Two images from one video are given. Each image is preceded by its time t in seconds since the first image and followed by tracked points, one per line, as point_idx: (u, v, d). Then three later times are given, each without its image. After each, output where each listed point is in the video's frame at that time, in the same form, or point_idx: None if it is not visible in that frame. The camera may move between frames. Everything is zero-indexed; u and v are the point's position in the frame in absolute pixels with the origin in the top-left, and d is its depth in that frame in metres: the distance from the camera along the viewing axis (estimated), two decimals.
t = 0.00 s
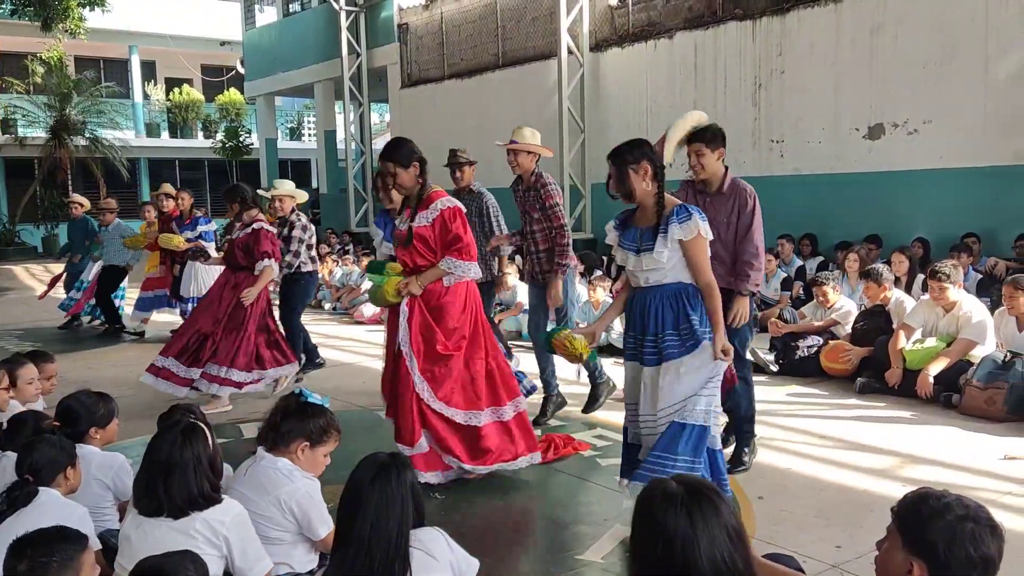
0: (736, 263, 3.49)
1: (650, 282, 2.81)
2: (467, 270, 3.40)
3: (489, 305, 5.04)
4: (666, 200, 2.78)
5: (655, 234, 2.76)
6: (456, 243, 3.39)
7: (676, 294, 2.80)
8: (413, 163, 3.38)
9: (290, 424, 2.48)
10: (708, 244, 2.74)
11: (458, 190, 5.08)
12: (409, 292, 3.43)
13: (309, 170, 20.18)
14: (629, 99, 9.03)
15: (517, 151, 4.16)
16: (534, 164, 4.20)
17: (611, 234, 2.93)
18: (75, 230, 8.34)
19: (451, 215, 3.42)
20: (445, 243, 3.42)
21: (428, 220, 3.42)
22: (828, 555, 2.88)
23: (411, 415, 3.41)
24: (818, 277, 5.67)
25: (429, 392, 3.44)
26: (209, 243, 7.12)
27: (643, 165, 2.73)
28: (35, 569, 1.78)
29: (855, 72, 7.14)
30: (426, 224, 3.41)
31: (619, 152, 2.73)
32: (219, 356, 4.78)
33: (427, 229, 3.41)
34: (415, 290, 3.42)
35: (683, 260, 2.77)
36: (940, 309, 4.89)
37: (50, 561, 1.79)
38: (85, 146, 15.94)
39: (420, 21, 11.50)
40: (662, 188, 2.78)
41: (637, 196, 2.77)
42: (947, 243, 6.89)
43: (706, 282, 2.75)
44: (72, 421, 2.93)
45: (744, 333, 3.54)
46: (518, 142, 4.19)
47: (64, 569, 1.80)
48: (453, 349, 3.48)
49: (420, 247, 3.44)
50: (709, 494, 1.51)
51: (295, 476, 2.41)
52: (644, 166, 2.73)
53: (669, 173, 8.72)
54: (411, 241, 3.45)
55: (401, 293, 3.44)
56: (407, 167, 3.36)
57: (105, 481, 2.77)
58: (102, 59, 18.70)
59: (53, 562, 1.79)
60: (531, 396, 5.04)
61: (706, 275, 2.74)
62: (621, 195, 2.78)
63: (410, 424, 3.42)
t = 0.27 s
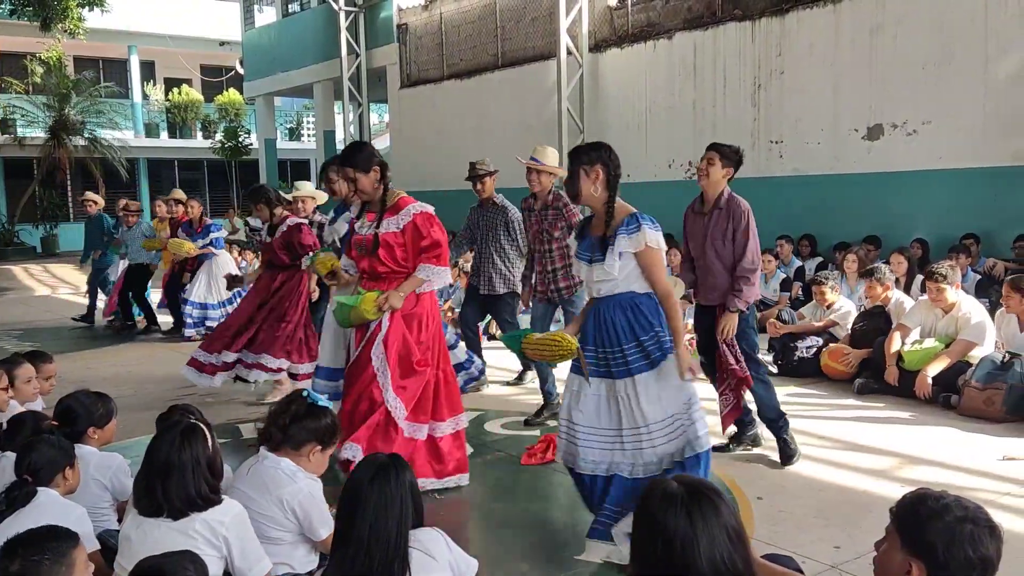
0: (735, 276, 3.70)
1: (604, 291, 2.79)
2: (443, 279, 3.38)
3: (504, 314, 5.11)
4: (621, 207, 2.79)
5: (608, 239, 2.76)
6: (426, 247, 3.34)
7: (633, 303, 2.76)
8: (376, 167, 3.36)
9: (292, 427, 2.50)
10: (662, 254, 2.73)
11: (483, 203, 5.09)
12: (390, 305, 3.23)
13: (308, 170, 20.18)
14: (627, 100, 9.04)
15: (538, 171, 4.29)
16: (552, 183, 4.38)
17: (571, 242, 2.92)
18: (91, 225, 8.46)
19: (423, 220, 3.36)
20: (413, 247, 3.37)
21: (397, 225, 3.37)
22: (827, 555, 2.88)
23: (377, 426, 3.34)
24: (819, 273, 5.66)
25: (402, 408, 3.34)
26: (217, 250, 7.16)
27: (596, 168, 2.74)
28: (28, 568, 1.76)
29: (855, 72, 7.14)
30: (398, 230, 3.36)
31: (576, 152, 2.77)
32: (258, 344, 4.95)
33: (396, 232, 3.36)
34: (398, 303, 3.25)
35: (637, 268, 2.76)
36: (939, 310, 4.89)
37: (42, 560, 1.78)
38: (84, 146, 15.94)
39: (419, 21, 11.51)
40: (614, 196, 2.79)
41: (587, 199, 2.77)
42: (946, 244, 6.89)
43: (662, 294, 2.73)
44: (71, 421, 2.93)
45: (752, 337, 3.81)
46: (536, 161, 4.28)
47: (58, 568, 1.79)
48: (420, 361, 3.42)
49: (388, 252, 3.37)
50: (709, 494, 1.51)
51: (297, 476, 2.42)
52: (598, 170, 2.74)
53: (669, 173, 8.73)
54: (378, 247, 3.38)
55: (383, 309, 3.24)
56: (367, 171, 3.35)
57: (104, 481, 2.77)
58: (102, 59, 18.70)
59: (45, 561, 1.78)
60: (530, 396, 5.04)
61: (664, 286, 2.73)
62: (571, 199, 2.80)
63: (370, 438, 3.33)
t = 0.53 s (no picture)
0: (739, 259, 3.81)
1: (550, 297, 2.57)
2: (402, 281, 3.18)
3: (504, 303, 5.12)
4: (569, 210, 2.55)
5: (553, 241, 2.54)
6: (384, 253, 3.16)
7: (576, 313, 2.53)
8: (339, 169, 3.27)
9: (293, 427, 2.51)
10: (607, 261, 2.48)
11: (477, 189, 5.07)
12: (344, 318, 3.14)
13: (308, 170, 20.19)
14: (627, 100, 9.05)
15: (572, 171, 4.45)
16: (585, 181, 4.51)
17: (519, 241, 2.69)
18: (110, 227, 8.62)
19: (385, 222, 3.20)
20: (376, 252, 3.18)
21: (362, 226, 3.20)
22: (826, 556, 2.88)
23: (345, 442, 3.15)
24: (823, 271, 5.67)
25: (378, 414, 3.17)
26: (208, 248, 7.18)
27: (546, 173, 2.51)
28: (27, 568, 1.76)
29: (855, 73, 7.15)
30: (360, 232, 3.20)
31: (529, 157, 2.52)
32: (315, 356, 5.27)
33: (359, 234, 3.20)
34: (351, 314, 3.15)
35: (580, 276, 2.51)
36: (938, 311, 4.89)
37: (41, 560, 1.78)
38: (84, 146, 15.94)
39: (419, 22, 11.52)
40: (563, 196, 2.55)
41: (536, 204, 2.55)
42: (946, 245, 6.89)
43: (594, 304, 2.46)
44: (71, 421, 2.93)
45: (748, 330, 3.86)
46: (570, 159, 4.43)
47: (57, 568, 1.79)
48: (384, 372, 3.23)
49: (353, 257, 3.24)
50: (710, 495, 1.51)
51: (300, 475, 2.42)
52: (548, 175, 2.51)
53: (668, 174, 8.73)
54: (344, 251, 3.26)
55: (337, 320, 3.16)
56: (329, 174, 3.25)
57: (103, 482, 2.77)
58: (102, 60, 18.70)
59: (44, 561, 1.78)
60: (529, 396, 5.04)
61: (602, 295, 2.46)
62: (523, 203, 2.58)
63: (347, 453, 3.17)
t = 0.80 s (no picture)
0: (747, 254, 3.85)
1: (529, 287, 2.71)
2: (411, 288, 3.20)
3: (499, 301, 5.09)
4: (551, 200, 2.68)
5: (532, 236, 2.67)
6: (392, 262, 3.17)
7: (555, 305, 2.66)
8: (331, 176, 3.24)
9: (292, 430, 2.52)
10: (585, 255, 2.62)
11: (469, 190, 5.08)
12: (367, 330, 3.14)
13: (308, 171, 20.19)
14: (627, 102, 9.05)
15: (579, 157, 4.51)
16: (596, 165, 4.61)
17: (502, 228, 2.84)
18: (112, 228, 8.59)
19: (391, 229, 3.19)
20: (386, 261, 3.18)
21: (363, 235, 3.19)
22: (826, 557, 2.88)
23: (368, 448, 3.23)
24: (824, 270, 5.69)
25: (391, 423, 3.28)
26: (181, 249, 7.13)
27: (523, 164, 2.63)
28: (27, 569, 1.76)
29: (854, 75, 7.16)
30: (367, 239, 3.19)
31: (513, 145, 2.63)
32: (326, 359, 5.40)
33: (362, 242, 3.19)
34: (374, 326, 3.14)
35: (556, 265, 2.66)
36: (938, 312, 4.90)
37: (42, 560, 1.78)
38: (83, 147, 15.93)
39: (419, 23, 11.52)
40: (544, 188, 2.67)
41: (515, 194, 2.68)
42: (945, 247, 6.89)
43: (576, 295, 2.61)
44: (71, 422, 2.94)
45: (746, 325, 3.91)
46: (575, 149, 4.48)
47: (57, 567, 1.79)
48: (391, 377, 3.30)
49: (352, 265, 3.25)
50: (709, 496, 1.52)
51: (301, 475, 2.42)
52: (525, 165, 2.63)
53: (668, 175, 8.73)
54: (342, 258, 3.25)
55: (359, 333, 3.16)
56: (321, 179, 3.22)
57: (103, 482, 2.77)
58: (102, 60, 18.71)
59: (45, 561, 1.78)
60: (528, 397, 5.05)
61: (585, 284, 2.60)
62: (501, 189, 2.71)
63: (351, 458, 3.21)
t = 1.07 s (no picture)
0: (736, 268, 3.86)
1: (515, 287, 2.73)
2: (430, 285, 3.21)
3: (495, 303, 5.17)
4: (546, 207, 2.69)
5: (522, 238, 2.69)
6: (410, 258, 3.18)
7: (542, 308, 2.68)
8: (353, 169, 3.22)
9: (283, 431, 2.50)
10: (573, 262, 2.63)
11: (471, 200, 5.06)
12: (385, 319, 3.16)
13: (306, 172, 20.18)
14: (625, 103, 9.06)
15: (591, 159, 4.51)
16: (606, 170, 4.62)
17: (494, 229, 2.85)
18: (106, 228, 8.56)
19: (412, 227, 3.20)
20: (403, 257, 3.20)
21: (383, 232, 3.20)
22: (824, 558, 2.89)
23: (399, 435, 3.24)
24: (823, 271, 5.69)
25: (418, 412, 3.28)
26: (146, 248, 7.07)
27: (517, 167, 2.64)
28: (24, 569, 1.75)
29: (852, 77, 7.17)
30: (386, 238, 3.20)
31: (510, 147, 2.66)
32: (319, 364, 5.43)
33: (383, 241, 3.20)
34: (393, 315, 3.17)
35: (545, 270, 2.67)
36: (935, 313, 4.90)
37: (39, 559, 1.78)
38: (82, 147, 15.92)
39: (418, 24, 11.52)
40: (538, 194, 2.67)
41: (510, 194, 2.69)
42: (943, 248, 6.90)
43: (561, 300, 2.62)
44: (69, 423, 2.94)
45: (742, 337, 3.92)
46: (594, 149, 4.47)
47: (55, 567, 1.79)
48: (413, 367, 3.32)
49: (373, 260, 3.23)
50: (708, 497, 1.52)
51: (295, 475, 2.42)
52: (519, 169, 2.64)
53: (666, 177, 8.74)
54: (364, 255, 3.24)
55: (378, 323, 3.18)
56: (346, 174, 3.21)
57: (101, 483, 2.77)
58: (100, 61, 18.71)
59: (42, 560, 1.78)
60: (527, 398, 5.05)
61: (569, 292, 2.63)
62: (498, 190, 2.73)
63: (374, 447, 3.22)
